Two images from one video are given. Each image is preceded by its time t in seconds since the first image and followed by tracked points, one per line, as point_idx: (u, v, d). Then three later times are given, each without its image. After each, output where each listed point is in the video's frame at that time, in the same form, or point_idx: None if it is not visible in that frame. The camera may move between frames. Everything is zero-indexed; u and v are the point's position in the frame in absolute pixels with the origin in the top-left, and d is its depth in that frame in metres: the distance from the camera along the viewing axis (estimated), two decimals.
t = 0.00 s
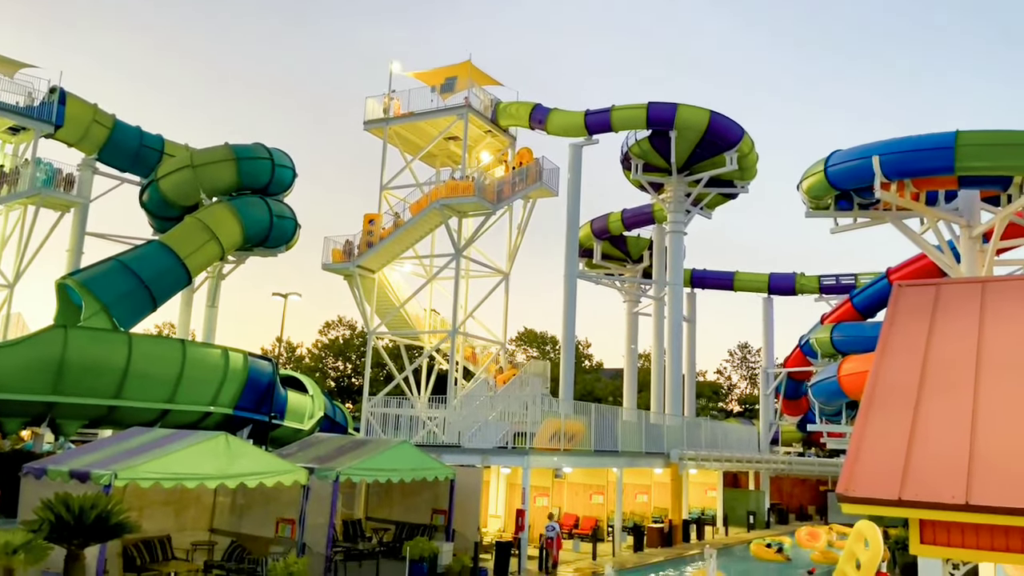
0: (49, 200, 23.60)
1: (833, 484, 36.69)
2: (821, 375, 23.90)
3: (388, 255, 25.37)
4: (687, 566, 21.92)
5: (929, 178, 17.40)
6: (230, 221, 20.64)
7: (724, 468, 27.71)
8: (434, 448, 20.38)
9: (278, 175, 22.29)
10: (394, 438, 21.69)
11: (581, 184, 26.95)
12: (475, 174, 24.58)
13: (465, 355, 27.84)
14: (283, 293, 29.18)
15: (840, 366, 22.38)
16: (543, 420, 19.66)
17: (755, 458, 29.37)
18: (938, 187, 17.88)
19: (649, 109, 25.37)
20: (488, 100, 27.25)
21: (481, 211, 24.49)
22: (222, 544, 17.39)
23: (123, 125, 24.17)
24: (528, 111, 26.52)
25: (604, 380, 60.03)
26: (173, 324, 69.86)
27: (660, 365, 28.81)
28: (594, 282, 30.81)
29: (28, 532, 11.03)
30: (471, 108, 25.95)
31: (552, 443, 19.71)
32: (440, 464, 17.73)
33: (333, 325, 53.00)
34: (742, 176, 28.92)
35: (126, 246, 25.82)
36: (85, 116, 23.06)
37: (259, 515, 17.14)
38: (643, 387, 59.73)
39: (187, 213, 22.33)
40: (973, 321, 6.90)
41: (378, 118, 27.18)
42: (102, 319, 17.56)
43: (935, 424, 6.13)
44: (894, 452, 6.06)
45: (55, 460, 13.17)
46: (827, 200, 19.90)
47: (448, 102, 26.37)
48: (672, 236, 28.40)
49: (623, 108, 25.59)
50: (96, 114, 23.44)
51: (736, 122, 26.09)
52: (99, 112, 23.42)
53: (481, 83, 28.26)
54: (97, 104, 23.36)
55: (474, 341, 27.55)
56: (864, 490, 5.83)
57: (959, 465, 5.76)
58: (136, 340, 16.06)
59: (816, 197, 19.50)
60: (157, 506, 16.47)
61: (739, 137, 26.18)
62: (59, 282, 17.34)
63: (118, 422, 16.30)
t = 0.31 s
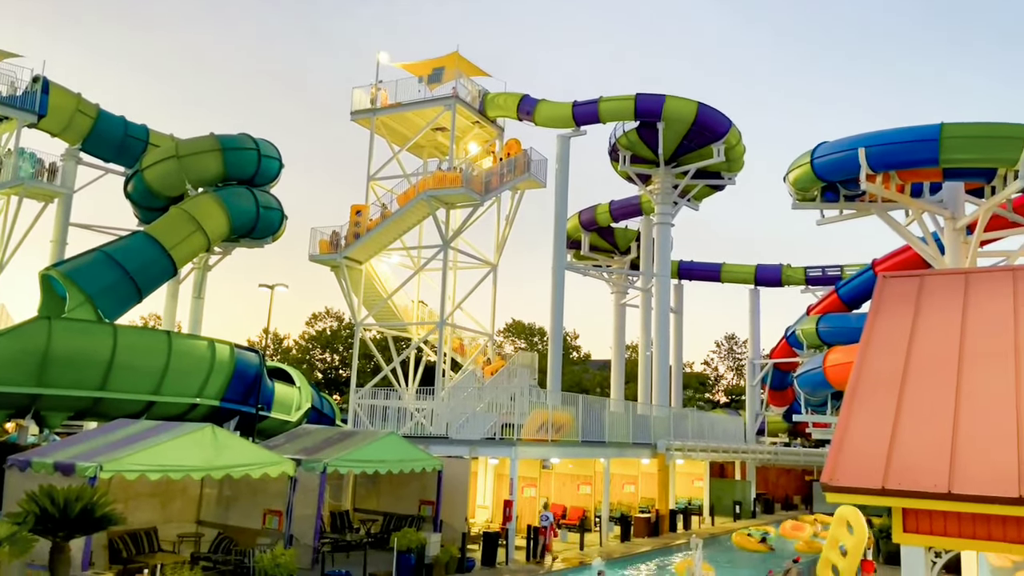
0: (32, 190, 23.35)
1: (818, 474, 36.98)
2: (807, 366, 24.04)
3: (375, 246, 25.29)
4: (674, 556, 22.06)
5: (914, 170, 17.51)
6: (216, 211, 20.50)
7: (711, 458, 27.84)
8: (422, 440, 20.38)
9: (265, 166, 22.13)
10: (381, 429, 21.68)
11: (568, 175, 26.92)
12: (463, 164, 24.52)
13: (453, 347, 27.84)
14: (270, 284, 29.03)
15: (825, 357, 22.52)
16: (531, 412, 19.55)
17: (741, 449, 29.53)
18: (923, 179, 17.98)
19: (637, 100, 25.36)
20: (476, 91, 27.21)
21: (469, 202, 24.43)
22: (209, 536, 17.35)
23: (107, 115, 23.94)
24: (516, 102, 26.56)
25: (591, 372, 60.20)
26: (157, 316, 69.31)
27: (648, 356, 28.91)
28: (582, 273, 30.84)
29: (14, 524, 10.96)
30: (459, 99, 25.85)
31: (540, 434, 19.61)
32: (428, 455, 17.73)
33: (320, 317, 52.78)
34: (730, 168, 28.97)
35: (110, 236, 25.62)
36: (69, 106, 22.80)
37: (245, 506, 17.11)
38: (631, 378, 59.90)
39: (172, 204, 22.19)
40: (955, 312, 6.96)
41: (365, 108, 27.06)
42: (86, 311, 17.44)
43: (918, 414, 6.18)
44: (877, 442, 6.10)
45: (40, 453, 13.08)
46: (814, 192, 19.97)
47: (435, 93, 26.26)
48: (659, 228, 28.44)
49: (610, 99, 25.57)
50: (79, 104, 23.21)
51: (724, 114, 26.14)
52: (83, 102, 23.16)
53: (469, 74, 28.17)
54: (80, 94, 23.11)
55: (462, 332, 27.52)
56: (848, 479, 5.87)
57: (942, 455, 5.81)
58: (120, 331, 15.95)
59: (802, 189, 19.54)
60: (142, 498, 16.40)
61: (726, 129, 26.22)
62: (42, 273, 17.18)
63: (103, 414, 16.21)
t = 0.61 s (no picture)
0: (14, 180, 23.11)
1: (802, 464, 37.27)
2: (792, 357, 24.19)
3: (362, 237, 25.21)
4: (659, 546, 22.22)
5: (898, 162, 17.62)
6: (201, 202, 20.34)
7: (697, 449, 27.99)
8: (409, 432, 20.34)
9: (250, 157, 21.93)
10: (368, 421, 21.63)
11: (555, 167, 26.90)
12: (449, 156, 24.46)
13: (440, 339, 27.83)
14: (255, 275, 28.86)
15: (810, 348, 22.67)
16: (518, 403, 19.42)
17: (727, 440, 29.69)
18: (907, 171, 18.10)
19: (624, 92, 25.36)
20: (463, 82, 27.12)
21: (456, 193, 24.37)
22: (194, 528, 17.31)
23: (90, 105, 23.69)
24: (503, 94, 26.49)
25: (579, 363, 60.38)
26: (142, 308, 68.75)
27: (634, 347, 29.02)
28: (569, 265, 30.85)
29: None
30: (446, 89, 25.75)
31: (527, 425, 19.56)
32: (414, 447, 17.73)
33: (306, 309, 52.54)
34: (716, 160, 29.05)
35: (94, 227, 25.40)
36: (51, 96, 22.47)
37: (231, 498, 17.07)
38: (617, 369, 60.08)
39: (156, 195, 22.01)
40: (938, 304, 7.02)
41: (351, 99, 26.91)
42: (69, 303, 17.32)
43: (901, 405, 6.23)
44: (860, 432, 6.14)
45: (23, 445, 12.98)
46: (799, 184, 20.05)
47: (422, 84, 26.15)
48: (646, 219, 28.48)
49: (597, 90, 25.54)
50: (61, 94, 22.91)
51: (710, 106, 26.18)
52: (65, 92, 22.86)
53: (456, 65, 28.07)
54: (62, 83, 22.79)
55: (449, 324, 27.51)
56: (831, 469, 5.90)
57: (924, 445, 5.86)
58: (104, 323, 15.81)
59: (788, 181, 19.61)
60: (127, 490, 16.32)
61: (713, 121, 26.27)
62: (25, 264, 17.03)
63: (87, 406, 16.11)
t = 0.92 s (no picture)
0: None
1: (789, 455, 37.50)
2: (779, 349, 24.29)
3: (350, 230, 25.13)
4: (647, 537, 22.33)
5: (885, 155, 17.70)
6: (188, 194, 20.21)
7: (685, 441, 28.08)
8: (397, 424, 20.32)
9: (237, 149, 21.77)
10: (356, 414, 21.53)
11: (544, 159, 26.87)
12: (438, 148, 24.38)
13: (429, 331, 27.82)
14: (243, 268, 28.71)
15: (797, 340, 22.78)
16: (506, 396, 19.71)
17: (714, 432, 29.80)
18: (893, 164, 18.19)
19: (613, 84, 25.34)
20: (451, 74, 27.03)
21: (444, 185, 24.28)
22: (182, 521, 17.25)
23: (74, 96, 23.47)
24: (491, 85, 26.36)
25: (568, 355, 60.48)
26: (128, 300, 68.26)
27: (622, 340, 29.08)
28: (557, 258, 30.83)
29: None
30: (434, 81, 25.65)
31: (515, 417, 19.80)
32: (403, 440, 17.71)
33: (294, 302, 52.33)
34: (704, 153, 29.10)
35: (79, 219, 25.20)
36: (36, 87, 22.21)
37: (218, 491, 17.03)
38: (606, 361, 60.21)
39: (142, 187, 21.86)
40: (924, 296, 7.07)
41: (339, 90, 26.79)
42: (54, 295, 17.20)
43: (886, 397, 6.27)
44: (845, 424, 6.17)
45: (8, 439, 12.90)
46: (787, 176, 20.09)
47: (410, 76, 26.04)
48: (635, 212, 28.48)
49: (586, 83, 25.51)
50: (46, 85, 22.66)
51: (699, 99, 26.21)
52: (50, 83, 22.61)
53: (444, 57, 27.96)
54: (47, 74, 22.51)
55: (438, 317, 27.48)
56: (816, 460, 5.93)
57: (907, 436, 5.91)
58: (89, 315, 15.69)
59: (775, 174, 19.64)
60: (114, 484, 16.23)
61: (701, 114, 26.31)
62: (9, 257, 16.89)
63: (73, 399, 16.01)
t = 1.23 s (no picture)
0: None
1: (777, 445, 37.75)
2: (767, 339, 24.40)
3: (339, 220, 25.03)
4: (636, 527, 22.47)
5: (873, 147, 17.76)
6: (175, 184, 20.07)
7: (674, 431, 28.22)
8: (387, 416, 20.25)
9: (225, 139, 21.60)
10: (346, 405, 21.42)
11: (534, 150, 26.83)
12: (428, 138, 24.31)
13: (419, 322, 27.82)
14: (231, 259, 28.58)
15: (785, 331, 22.89)
16: (496, 387, 19.73)
17: (703, 422, 29.92)
18: (882, 155, 18.26)
19: (603, 75, 25.32)
20: (441, 64, 26.90)
21: (433, 176, 24.20)
22: (171, 513, 17.23)
23: (60, 85, 23.23)
24: (481, 76, 26.30)
25: (557, 346, 60.65)
26: (115, 291, 67.77)
27: (612, 330, 29.13)
28: (547, 249, 30.81)
29: None
30: (424, 71, 25.53)
31: (505, 408, 19.83)
32: (392, 431, 17.68)
33: (283, 293, 52.14)
34: (694, 144, 29.12)
35: (66, 210, 25.00)
36: (21, 76, 21.93)
37: (207, 482, 17.01)
38: (595, 352, 60.39)
39: (129, 177, 21.71)
40: (911, 287, 7.12)
41: (327, 80, 26.64)
42: (41, 286, 17.08)
43: (873, 387, 6.31)
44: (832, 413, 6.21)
45: None
46: (776, 168, 20.13)
47: (400, 66, 25.90)
48: (624, 203, 28.49)
49: (576, 73, 25.45)
50: (31, 74, 22.40)
51: (688, 89, 26.22)
52: (35, 72, 22.35)
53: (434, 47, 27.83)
54: (32, 63, 22.26)
55: (428, 308, 27.47)
56: (803, 450, 5.96)
57: (893, 425, 5.95)
58: (76, 306, 15.57)
59: (765, 165, 19.68)
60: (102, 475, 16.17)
61: (691, 104, 26.31)
62: None
63: (60, 391, 15.91)
